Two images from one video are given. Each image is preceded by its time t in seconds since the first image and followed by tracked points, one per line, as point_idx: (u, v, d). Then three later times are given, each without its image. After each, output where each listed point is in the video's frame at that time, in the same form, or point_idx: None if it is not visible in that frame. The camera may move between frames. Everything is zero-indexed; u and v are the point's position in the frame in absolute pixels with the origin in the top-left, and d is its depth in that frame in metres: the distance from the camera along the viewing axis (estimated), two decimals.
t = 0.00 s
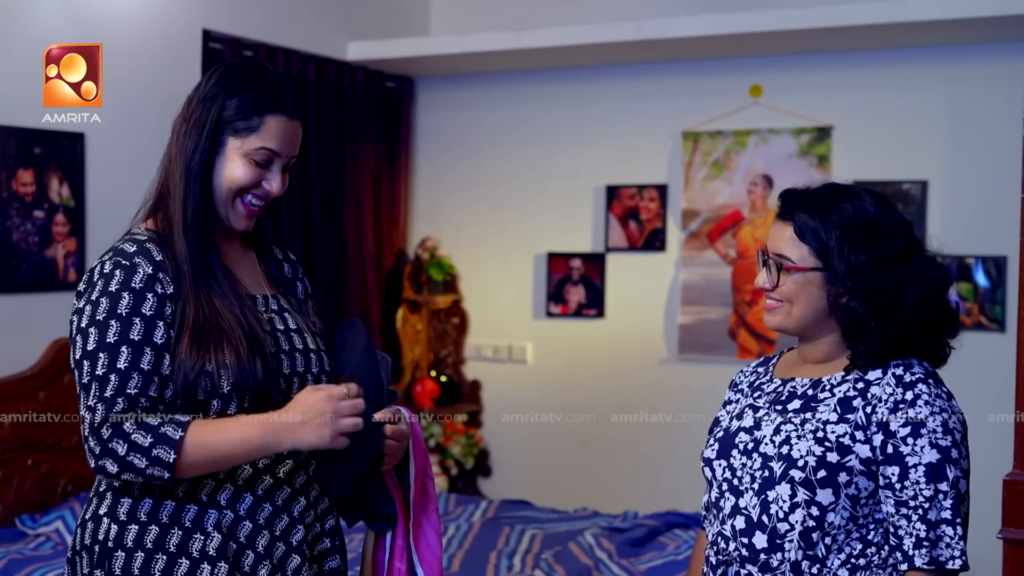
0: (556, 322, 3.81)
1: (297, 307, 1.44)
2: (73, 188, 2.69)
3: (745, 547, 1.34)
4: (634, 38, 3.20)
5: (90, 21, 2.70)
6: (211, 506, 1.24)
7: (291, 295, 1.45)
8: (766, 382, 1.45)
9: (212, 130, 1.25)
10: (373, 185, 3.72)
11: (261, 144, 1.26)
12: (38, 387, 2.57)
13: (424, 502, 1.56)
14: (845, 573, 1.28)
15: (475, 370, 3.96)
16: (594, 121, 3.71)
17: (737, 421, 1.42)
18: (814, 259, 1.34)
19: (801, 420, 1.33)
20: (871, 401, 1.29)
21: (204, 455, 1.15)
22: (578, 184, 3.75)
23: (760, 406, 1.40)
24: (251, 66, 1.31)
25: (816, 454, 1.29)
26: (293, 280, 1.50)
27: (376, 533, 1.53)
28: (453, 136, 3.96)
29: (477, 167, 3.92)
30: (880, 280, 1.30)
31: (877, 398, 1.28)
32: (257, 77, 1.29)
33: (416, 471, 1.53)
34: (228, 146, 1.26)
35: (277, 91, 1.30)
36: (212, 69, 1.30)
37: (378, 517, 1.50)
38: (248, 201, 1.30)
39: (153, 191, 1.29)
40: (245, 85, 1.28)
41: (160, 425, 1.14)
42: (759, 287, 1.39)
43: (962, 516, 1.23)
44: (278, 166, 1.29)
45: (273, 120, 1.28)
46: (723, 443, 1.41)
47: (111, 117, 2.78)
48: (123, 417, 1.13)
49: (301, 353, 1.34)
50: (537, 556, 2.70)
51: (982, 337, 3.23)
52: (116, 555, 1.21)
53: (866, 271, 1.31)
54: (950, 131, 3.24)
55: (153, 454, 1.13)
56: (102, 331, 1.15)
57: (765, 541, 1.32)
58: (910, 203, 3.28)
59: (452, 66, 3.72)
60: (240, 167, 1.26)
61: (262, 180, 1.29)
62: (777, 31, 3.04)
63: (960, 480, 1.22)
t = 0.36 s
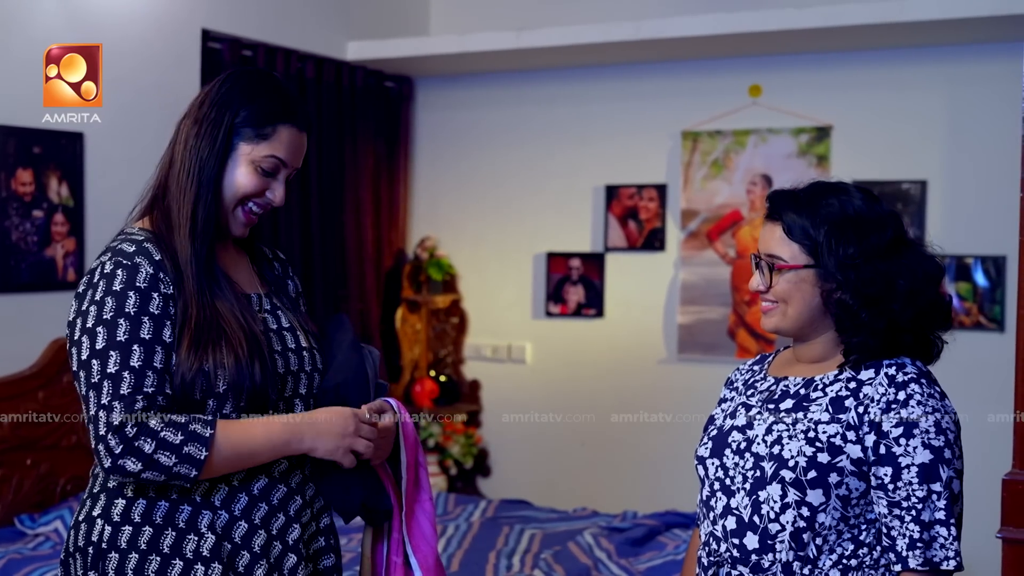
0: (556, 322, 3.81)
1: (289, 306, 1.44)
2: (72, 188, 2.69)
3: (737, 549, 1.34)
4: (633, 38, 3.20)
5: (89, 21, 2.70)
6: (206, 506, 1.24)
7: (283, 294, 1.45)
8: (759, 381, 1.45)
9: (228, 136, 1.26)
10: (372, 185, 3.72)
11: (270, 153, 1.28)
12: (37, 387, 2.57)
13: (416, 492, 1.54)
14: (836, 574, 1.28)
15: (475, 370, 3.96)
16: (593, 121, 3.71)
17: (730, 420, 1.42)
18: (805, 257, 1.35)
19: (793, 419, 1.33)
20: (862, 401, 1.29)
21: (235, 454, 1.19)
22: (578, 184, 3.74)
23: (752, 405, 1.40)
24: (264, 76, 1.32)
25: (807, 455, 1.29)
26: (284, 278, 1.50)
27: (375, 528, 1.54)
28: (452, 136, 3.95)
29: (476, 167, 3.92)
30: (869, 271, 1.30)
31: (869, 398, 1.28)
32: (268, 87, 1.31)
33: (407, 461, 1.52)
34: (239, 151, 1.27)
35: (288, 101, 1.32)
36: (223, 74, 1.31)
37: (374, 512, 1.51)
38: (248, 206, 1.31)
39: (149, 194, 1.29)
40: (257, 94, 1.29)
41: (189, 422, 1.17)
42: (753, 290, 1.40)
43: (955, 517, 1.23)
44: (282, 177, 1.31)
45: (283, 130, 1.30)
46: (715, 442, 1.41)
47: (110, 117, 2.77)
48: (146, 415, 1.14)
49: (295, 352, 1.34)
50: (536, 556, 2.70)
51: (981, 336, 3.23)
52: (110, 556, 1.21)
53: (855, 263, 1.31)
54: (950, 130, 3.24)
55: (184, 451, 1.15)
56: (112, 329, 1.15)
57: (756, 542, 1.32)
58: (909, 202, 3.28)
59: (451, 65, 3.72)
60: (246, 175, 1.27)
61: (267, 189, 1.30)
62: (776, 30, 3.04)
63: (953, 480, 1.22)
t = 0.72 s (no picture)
0: (555, 322, 3.81)
1: (288, 307, 1.44)
2: (71, 188, 2.68)
3: (730, 548, 1.34)
4: (632, 38, 3.20)
5: (89, 21, 2.70)
6: (205, 506, 1.24)
7: (282, 295, 1.45)
8: (754, 377, 1.45)
9: (224, 137, 1.26)
10: (372, 185, 3.72)
11: (271, 146, 1.28)
12: (37, 387, 2.57)
13: (415, 497, 1.54)
14: (829, 574, 1.28)
15: (475, 370, 3.95)
16: (593, 121, 3.71)
17: (723, 417, 1.41)
18: (799, 250, 1.35)
19: (785, 417, 1.32)
20: (856, 399, 1.28)
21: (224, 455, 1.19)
22: (577, 183, 3.74)
23: (745, 401, 1.40)
24: (258, 72, 1.32)
25: (798, 453, 1.29)
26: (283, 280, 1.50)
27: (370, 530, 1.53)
28: (451, 136, 3.95)
29: (475, 167, 3.92)
30: (861, 265, 1.30)
31: (862, 395, 1.28)
32: (259, 83, 1.30)
33: (406, 466, 1.51)
34: (239, 152, 1.27)
35: (281, 97, 1.31)
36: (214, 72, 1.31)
37: (371, 515, 1.49)
38: (265, 200, 1.31)
39: (151, 190, 1.28)
40: (250, 92, 1.28)
41: (181, 424, 1.17)
42: (748, 284, 1.40)
43: (949, 516, 1.23)
44: (288, 169, 1.31)
45: (281, 124, 1.29)
46: (709, 438, 1.41)
47: (110, 117, 2.77)
48: (141, 415, 1.15)
49: (296, 352, 1.34)
50: (536, 556, 2.71)
51: (981, 336, 3.23)
52: (108, 555, 1.21)
53: (847, 257, 1.31)
54: (949, 130, 3.24)
55: (175, 452, 1.16)
56: (111, 324, 1.15)
57: (749, 541, 1.32)
58: (909, 202, 3.28)
59: (451, 65, 3.72)
60: (250, 173, 1.27)
61: (273, 184, 1.30)
62: (775, 30, 3.04)
63: (947, 479, 1.22)
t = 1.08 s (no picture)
0: (555, 322, 3.81)
1: (295, 310, 1.44)
2: (71, 188, 2.68)
3: (732, 554, 1.34)
4: (632, 38, 3.20)
5: (89, 21, 2.70)
6: (204, 508, 1.24)
7: (289, 297, 1.45)
8: (753, 377, 1.44)
9: (212, 137, 1.26)
10: (372, 185, 3.71)
11: (262, 127, 1.28)
12: (36, 387, 2.57)
13: (415, 505, 1.55)
14: None
15: (474, 370, 3.95)
16: (592, 121, 3.70)
17: (722, 419, 1.41)
18: (795, 248, 1.35)
19: (785, 419, 1.32)
20: (856, 400, 1.28)
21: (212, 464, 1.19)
22: (577, 183, 3.74)
23: (744, 403, 1.40)
24: (215, 59, 1.30)
25: (799, 456, 1.29)
26: (291, 283, 1.50)
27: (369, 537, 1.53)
28: (451, 136, 3.95)
29: (475, 167, 3.91)
30: (855, 261, 1.30)
31: (863, 396, 1.28)
32: (229, 70, 1.29)
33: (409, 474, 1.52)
34: (234, 146, 1.27)
35: (251, 74, 1.30)
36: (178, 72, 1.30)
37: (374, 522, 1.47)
38: (269, 185, 1.32)
39: (150, 192, 1.28)
40: (224, 83, 1.27)
41: (168, 428, 1.17)
42: (744, 282, 1.39)
43: (952, 517, 1.23)
44: (284, 143, 1.32)
45: (262, 103, 1.29)
46: (708, 441, 1.41)
47: (110, 117, 2.77)
48: (129, 416, 1.15)
49: (300, 356, 1.34)
50: (536, 556, 2.71)
51: (981, 336, 3.23)
52: (106, 556, 1.20)
53: (842, 253, 1.31)
54: (949, 130, 3.24)
55: (160, 456, 1.16)
56: (106, 323, 1.15)
57: (751, 546, 1.32)
58: (908, 202, 3.28)
59: (451, 65, 3.72)
60: (253, 159, 1.28)
61: (277, 161, 1.31)
62: (776, 30, 3.04)
63: (949, 479, 1.22)
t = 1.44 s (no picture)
0: (554, 322, 3.81)
1: (290, 309, 1.45)
2: (70, 188, 2.68)
3: (735, 559, 1.34)
4: (632, 38, 3.20)
5: (88, 21, 2.70)
6: (201, 509, 1.24)
7: (285, 297, 1.46)
8: (755, 381, 1.45)
9: (202, 136, 1.26)
10: (371, 185, 3.71)
11: (253, 125, 1.28)
12: (36, 388, 2.57)
13: (415, 505, 1.55)
14: None
15: (474, 370, 3.95)
16: (592, 121, 3.70)
17: (724, 423, 1.42)
18: (797, 247, 1.35)
19: (788, 424, 1.32)
20: (859, 403, 1.28)
21: (213, 464, 1.20)
22: (577, 184, 3.74)
23: (748, 408, 1.40)
24: (207, 58, 1.30)
25: (802, 461, 1.28)
26: (286, 283, 1.50)
27: (370, 540, 1.54)
28: (451, 136, 3.95)
29: (475, 167, 3.91)
30: (853, 265, 1.30)
31: (866, 399, 1.28)
32: (221, 67, 1.29)
33: (406, 474, 1.52)
34: (223, 143, 1.27)
35: (243, 72, 1.31)
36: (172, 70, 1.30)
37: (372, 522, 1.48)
38: (260, 183, 1.31)
39: (143, 193, 1.28)
40: (215, 80, 1.27)
41: (171, 431, 1.17)
42: (746, 277, 1.41)
43: (956, 520, 1.22)
44: (276, 141, 1.32)
45: (254, 99, 1.30)
46: (711, 446, 1.41)
47: (109, 117, 2.77)
48: (131, 420, 1.15)
49: (296, 356, 1.34)
50: (536, 557, 2.70)
51: (981, 337, 3.22)
52: (103, 558, 1.21)
53: (841, 256, 1.31)
54: (949, 131, 3.24)
55: (163, 460, 1.16)
56: (103, 327, 1.15)
57: (755, 552, 1.32)
58: (908, 203, 3.28)
59: (450, 65, 3.72)
60: (244, 156, 1.27)
61: (268, 159, 1.31)
62: (776, 30, 3.04)
63: (952, 482, 1.21)
